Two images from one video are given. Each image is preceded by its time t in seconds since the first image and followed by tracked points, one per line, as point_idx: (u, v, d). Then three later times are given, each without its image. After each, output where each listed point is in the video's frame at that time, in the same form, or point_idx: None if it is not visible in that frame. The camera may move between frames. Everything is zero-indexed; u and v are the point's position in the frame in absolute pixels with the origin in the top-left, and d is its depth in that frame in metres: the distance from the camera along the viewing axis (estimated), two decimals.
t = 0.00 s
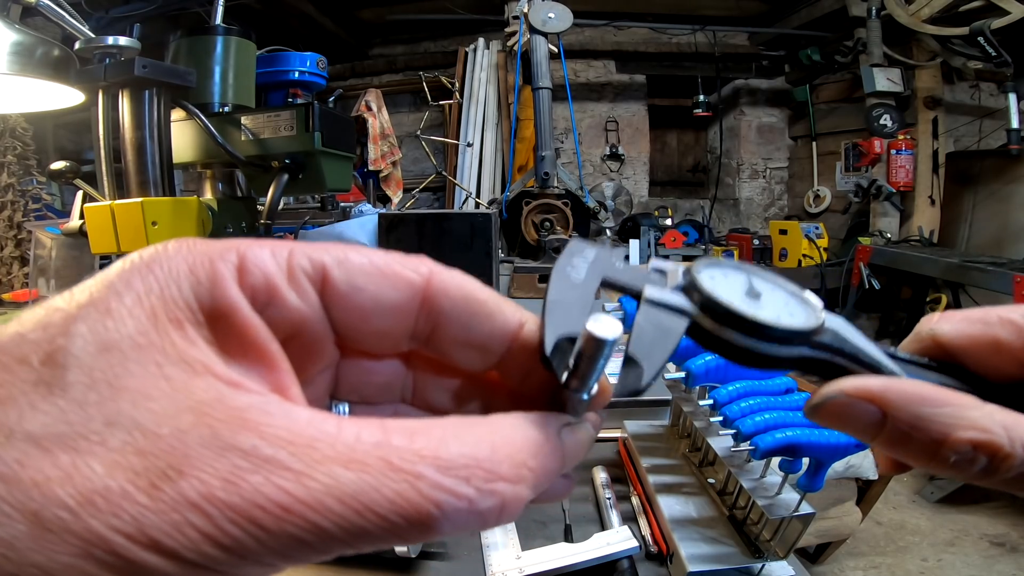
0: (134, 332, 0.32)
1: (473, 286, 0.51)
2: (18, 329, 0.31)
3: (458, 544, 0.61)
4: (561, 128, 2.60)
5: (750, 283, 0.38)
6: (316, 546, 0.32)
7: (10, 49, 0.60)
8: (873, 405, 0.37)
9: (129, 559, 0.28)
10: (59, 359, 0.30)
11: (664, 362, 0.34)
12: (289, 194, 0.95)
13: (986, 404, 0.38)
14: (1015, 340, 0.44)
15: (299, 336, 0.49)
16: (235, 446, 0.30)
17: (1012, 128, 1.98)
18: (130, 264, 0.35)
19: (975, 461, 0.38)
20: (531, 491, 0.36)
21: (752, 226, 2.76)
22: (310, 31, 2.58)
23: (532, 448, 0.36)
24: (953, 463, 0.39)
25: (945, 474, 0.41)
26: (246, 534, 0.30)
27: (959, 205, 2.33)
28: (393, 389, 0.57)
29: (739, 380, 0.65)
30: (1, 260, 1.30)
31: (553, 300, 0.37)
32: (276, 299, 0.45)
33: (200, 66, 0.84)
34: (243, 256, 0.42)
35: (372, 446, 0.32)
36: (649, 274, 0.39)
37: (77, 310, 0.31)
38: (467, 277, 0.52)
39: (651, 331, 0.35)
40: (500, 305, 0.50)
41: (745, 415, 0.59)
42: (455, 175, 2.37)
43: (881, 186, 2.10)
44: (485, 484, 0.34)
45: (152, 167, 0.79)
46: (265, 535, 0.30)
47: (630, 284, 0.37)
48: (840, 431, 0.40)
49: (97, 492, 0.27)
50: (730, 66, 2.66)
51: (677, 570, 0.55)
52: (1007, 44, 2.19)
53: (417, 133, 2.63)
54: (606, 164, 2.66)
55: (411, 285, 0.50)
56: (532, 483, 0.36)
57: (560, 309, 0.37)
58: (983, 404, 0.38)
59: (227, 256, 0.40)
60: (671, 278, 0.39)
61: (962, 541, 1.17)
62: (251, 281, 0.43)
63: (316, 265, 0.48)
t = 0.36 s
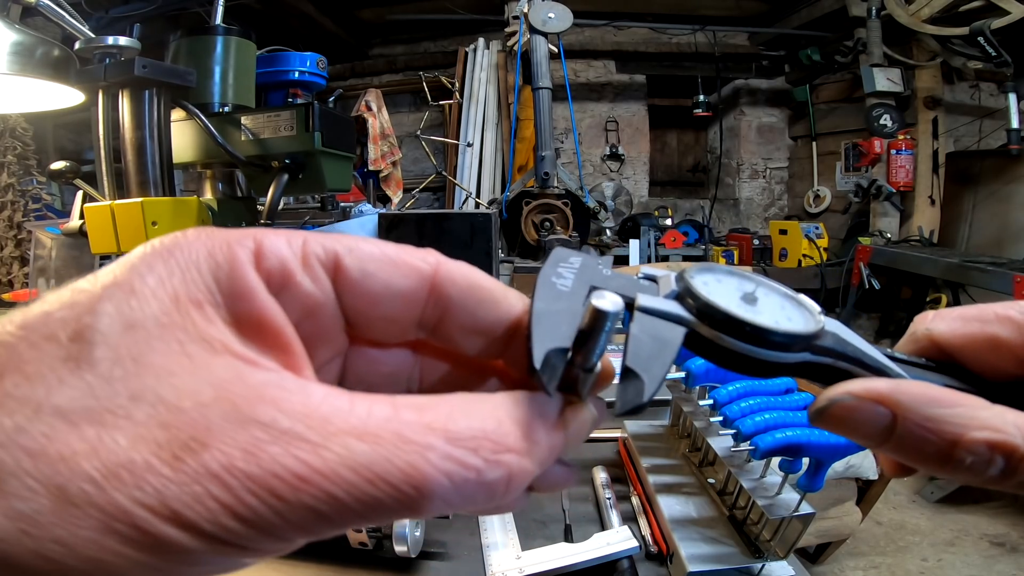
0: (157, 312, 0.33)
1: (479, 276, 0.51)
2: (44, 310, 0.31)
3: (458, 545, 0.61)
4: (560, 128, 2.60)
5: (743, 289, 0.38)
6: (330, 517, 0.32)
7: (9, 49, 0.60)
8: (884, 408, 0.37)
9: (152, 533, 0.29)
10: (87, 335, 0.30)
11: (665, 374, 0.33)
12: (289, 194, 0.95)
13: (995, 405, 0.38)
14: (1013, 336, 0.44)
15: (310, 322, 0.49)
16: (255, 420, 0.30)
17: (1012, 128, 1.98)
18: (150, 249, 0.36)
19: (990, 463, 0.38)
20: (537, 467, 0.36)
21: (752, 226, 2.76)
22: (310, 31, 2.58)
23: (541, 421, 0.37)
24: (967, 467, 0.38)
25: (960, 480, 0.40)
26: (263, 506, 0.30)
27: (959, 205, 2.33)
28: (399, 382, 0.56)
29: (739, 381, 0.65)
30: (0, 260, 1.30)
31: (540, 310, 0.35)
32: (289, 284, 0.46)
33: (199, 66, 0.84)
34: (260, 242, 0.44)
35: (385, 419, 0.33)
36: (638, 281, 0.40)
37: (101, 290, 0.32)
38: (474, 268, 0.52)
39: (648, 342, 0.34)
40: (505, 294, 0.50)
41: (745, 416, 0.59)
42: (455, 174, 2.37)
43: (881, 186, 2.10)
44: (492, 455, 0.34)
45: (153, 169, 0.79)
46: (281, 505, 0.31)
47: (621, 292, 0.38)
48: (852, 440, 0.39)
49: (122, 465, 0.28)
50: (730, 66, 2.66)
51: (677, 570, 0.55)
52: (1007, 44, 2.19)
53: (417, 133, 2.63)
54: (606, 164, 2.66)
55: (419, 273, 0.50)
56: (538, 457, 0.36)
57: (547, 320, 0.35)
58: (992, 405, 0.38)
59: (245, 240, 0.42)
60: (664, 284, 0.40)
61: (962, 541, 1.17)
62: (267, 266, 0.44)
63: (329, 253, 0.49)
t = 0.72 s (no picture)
0: (149, 313, 0.33)
1: (474, 280, 0.51)
2: (35, 310, 0.31)
3: (457, 545, 0.61)
4: (561, 128, 2.60)
5: (733, 285, 0.39)
6: (321, 523, 0.32)
7: (9, 49, 0.60)
8: (864, 395, 0.36)
9: (137, 537, 0.28)
10: (77, 336, 0.30)
11: (658, 374, 0.33)
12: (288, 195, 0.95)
13: (976, 391, 0.37)
14: (1001, 321, 0.44)
15: (303, 324, 0.49)
16: (245, 422, 0.30)
17: (1012, 128, 1.98)
18: (144, 250, 0.36)
19: (976, 451, 0.36)
20: (531, 471, 0.36)
21: (752, 226, 2.77)
22: (310, 31, 2.58)
23: (536, 425, 0.37)
24: (954, 456, 0.37)
25: (947, 470, 0.39)
26: (252, 509, 0.30)
27: (959, 205, 2.33)
28: (394, 386, 0.55)
29: (739, 380, 0.65)
30: (1, 260, 1.30)
31: (537, 314, 0.35)
32: (282, 285, 0.46)
33: (200, 66, 0.84)
34: (254, 244, 0.44)
35: (376, 422, 0.33)
36: (631, 281, 0.40)
37: (93, 291, 0.32)
38: (469, 273, 0.52)
39: (640, 342, 0.34)
40: (500, 298, 0.51)
41: (745, 416, 0.59)
42: (455, 175, 2.37)
43: (881, 186, 2.10)
44: (485, 460, 0.34)
45: (154, 168, 0.79)
46: (270, 510, 0.31)
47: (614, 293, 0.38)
48: (834, 430, 0.38)
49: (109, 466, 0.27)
50: (730, 66, 2.66)
51: (677, 570, 0.55)
52: (1007, 44, 2.19)
53: (417, 133, 2.63)
54: (606, 164, 2.66)
55: (414, 277, 0.50)
56: (532, 462, 0.36)
57: (544, 324, 0.35)
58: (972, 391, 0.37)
59: (239, 242, 0.42)
60: (653, 283, 0.40)
61: (962, 541, 1.17)
62: (261, 268, 0.44)
63: (324, 255, 0.48)
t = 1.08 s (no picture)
0: (164, 309, 0.33)
1: (484, 274, 0.51)
2: (51, 306, 0.31)
3: (459, 545, 0.61)
4: (560, 128, 2.60)
5: (732, 278, 0.39)
6: (338, 517, 0.32)
7: (10, 49, 0.60)
8: (860, 375, 0.36)
9: (157, 532, 0.28)
10: (93, 331, 0.30)
11: (659, 360, 0.34)
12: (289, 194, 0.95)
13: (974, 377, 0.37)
14: (1006, 312, 0.44)
15: (314, 321, 0.49)
16: (260, 417, 0.30)
17: (1012, 128, 1.98)
18: (157, 249, 0.36)
19: (978, 435, 0.36)
20: (546, 465, 0.36)
21: (752, 226, 2.77)
22: (310, 31, 2.58)
23: (547, 418, 0.37)
24: (957, 442, 0.37)
25: (945, 458, 0.38)
26: (269, 504, 0.30)
27: (959, 205, 2.33)
28: (403, 383, 0.55)
29: (739, 380, 0.65)
30: (0, 260, 1.30)
31: (546, 310, 0.36)
32: (294, 283, 0.46)
33: (199, 66, 0.84)
34: (265, 242, 0.44)
35: (391, 417, 0.33)
36: (631, 275, 0.41)
37: (109, 288, 0.32)
38: (477, 268, 0.52)
39: (641, 331, 0.35)
40: (510, 292, 0.51)
41: (745, 416, 0.59)
42: (455, 175, 2.37)
43: (881, 186, 2.10)
44: (501, 454, 0.34)
45: (153, 168, 0.79)
46: (286, 505, 0.31)
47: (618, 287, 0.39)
48: (829, 415, 0.37)
49: (128, 462, 0.27)
50: (730, 66, 2.66)
51: (677, 570, 0.56)
52: (1007, 44, 2.19)
53: (418, 133, 2.63)
54: (606, 164, 2.66)
55: (424, 272, 0.51)
56: (546, 455, 0.36)
57: (552, 320, 0.35)
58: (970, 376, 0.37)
59: (251, 240, 0.42)
60: (653, 277, 0.40)
61: (962, 541, 1.17)
62: (272, 265, 0.44)
63: (334, 252, 0.48)
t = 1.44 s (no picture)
0: (154, 303, 0.33)
1: (476, 268, 0.51)
2: (43, 300, 0.32)
3: (458, 545, 0.61)
4: (560, 128, 2.60)
5: (728, 271, 0.39)
6: (326, 510, 0.32)
7: (10, 49, 0.60)
8: (854, 367, 0.36)
9: (140, 524, 0.28)
10: (84, 324, 0.30)
11: (652, 353, 0.33)
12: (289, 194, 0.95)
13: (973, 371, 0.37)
14: (1006, 305, 0.44)
15: (307, 316, 0.49)
16: (249, 408, 0.30)
17: (1012, 128, 1.98)
18: (149, 244, 0.36)
19: (975, 430, 0.35)
20: (540, 458, 0.36)
21: (752, 226, 2.77)
22: (310, 31, 2.58)
23: (540, 410, 0.36)
24: (952, 437, 0.36)
25: (944, 454, 0.37)
26: (256, 495, 0.30)
27: (959, 205, 2.33)
28: (397, 378, 0.55)
29: (739, 380, 0.65)
30: (1, 260, 1.30)
31: (539, 301, 0.36)
32: (285, 277, 0.46)
33: (200, 66, 0.84)
34: (256, 237, 0.44)
35: (381, 408, 0.33)
36: (627, 267, 0.41)
37: (100, 282, 0.32)
38: (470, 262, 0.52)
39: (635, 324, 0.35)
40: (502, 286, 0.51)
41: (745, 416, 0.59)
42: (455, 174, 2.37)
43: (881, 186, 2.10)
44: (492, 446, 0.34)
45: (153, 168, 0.79)
46: (274, 496, 0.31)
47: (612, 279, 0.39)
48: (823, 407, 0.37)
49: (112, 452, 0.27)
50: (730, 66, 2.66)
51: (677, 570, 0.56)
52: (1007, 43, 2.19)
53: (417, 133, 2.63)
54: (606, 164, 2.66)
55: (416, 267, 0.50)
56: (541, 448, 0.36)
57: (545, 311, 0.35)
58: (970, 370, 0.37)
59: (242, 235, 0.42)
60: (648, 269, 0.40)
61: (962, 540, 1.17)
62: (262, 259, 0.44)
63: (325, 247, 0.48)
